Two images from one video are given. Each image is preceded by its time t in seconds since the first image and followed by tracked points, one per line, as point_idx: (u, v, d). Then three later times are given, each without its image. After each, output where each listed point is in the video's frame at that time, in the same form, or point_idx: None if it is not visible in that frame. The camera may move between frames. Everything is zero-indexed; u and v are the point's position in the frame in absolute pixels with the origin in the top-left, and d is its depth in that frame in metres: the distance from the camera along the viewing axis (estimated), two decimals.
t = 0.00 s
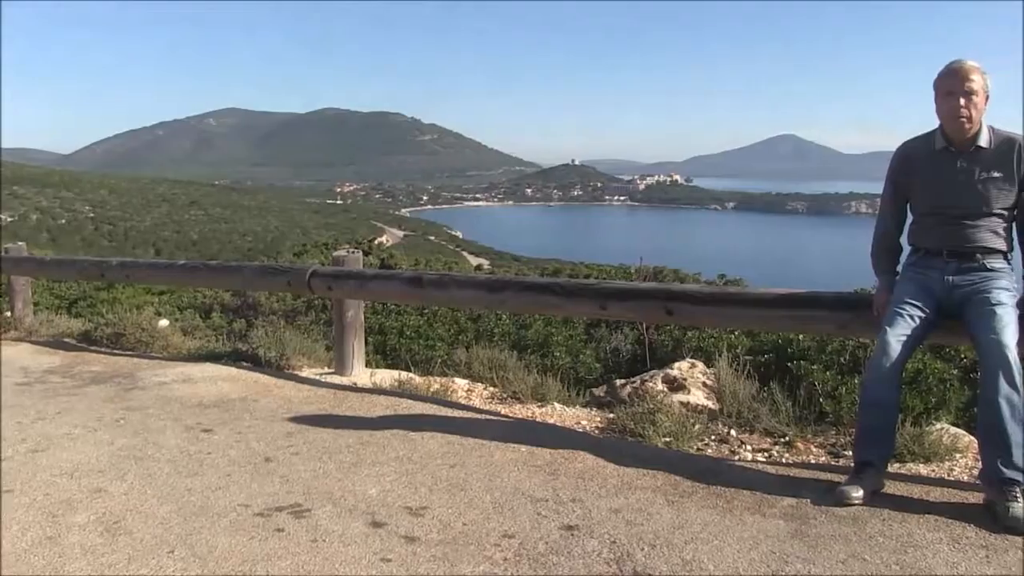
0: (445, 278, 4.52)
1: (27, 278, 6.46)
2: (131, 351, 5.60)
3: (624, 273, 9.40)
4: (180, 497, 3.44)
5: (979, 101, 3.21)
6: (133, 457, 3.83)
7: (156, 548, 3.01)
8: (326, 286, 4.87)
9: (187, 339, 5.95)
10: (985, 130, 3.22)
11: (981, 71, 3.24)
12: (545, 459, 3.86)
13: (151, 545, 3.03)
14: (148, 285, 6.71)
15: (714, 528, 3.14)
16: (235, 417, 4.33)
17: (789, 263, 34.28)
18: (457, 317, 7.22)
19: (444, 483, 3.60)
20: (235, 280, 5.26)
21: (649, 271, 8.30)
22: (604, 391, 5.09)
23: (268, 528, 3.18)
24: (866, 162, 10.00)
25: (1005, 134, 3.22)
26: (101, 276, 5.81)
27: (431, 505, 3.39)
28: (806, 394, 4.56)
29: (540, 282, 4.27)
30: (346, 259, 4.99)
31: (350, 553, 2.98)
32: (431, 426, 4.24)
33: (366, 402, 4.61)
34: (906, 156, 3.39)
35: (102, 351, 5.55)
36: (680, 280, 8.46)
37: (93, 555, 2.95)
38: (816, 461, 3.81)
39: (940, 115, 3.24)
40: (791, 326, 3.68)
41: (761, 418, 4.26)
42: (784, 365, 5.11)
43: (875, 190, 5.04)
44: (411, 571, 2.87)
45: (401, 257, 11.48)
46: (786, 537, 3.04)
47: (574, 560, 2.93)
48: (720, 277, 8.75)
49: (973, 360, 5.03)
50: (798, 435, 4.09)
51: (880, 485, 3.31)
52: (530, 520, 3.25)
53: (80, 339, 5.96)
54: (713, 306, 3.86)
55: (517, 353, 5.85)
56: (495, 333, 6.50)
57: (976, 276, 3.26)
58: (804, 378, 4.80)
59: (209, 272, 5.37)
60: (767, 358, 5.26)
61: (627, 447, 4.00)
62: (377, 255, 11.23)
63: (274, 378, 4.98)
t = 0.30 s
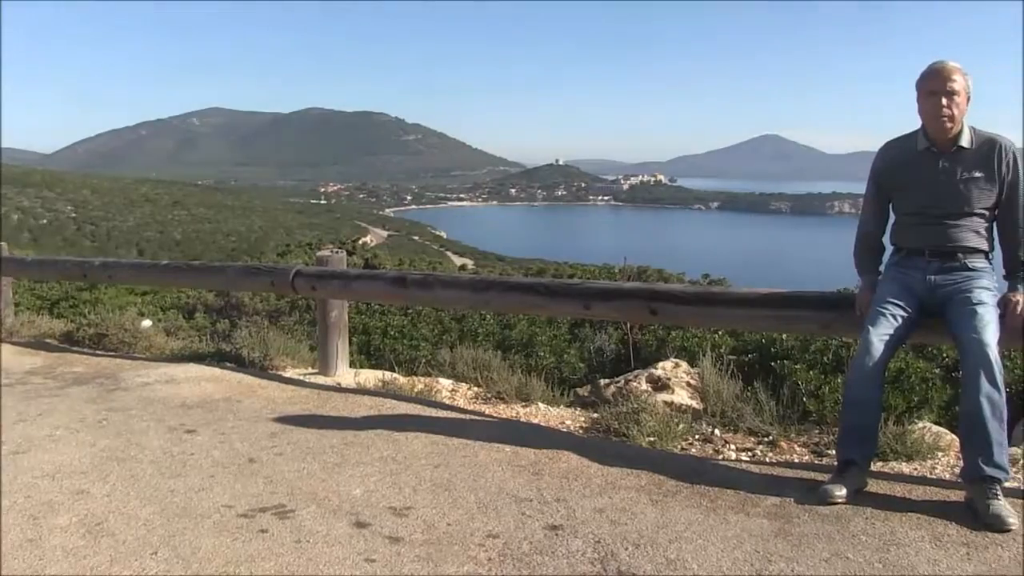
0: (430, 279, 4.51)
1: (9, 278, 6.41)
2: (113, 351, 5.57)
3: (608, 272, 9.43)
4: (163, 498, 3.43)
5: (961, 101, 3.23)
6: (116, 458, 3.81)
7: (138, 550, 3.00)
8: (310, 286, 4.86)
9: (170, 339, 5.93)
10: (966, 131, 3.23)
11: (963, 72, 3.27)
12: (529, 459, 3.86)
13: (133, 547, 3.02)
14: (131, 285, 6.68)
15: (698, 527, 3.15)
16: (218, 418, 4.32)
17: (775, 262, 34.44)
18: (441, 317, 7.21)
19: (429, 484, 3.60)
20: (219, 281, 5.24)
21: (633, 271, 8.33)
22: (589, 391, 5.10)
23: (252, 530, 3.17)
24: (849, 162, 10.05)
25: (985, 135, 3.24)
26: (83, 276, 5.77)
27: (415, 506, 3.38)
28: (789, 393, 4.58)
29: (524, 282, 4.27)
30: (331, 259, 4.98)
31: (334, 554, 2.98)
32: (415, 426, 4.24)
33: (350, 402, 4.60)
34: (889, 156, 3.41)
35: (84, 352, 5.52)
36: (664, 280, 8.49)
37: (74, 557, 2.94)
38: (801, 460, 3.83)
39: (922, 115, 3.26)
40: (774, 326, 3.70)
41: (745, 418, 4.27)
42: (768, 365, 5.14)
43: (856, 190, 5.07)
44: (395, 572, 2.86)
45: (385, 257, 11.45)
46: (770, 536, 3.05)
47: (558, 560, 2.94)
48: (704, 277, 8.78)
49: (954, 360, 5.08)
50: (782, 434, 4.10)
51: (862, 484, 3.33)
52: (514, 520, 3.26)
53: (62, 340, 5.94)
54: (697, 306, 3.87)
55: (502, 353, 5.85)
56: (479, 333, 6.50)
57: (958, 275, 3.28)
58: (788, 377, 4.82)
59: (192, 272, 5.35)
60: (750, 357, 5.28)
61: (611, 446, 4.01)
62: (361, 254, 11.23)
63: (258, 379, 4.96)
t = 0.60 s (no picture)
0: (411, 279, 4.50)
1: None
2: (92, 353, 5.53)
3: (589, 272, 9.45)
4: (142, 501, 3.40)
5: (938, 102, 3.26)
6: (94, 461, 3.77)
7: (117, 553, 2.97)
8: (291, 287, 4.84)
9: (149, 341, 5.89)
10: (942, 132, 3.27)
11: (939, 75, 3.29)
12: (511, 459, 3.86)
13: (112, 550, 3.00)
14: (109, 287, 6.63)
15: (680, 526, 3.16)
16: (198, 420, 4.29)
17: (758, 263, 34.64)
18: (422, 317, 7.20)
19: (410, 485, 3.59)
20: (198, 282, 5.21)
21: (614, 270, 8.36)
22: (570, 391, 5.11)
23: (232, 532, 3.15)
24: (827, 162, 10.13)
25: (962, 135, 3.27)
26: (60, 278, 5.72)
27: (397, 506, 3.38)
28: (769, 392, 4.61)
29: (505, 282, 4.28)
30: (312, 260, 4.97)
31: (315, 556, 2.97)
32: (397, 427, 4.23)
33: (331, 403, 4.59)
34: (867, 156, 3.44)
35: (62, 354, 5.48)
36: (646, 280, 8.52)
37: (51, 562, 2.90)
38: (781, 458, 3.85)
39: (900, 116, 3.29)
40: (753, 325, 3.72)
41: (726, 416, 4.29)
42: (749, 364, 5.18)
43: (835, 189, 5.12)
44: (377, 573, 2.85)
45: (365, 257, 11.44)
46: (751, 534, 3.07)
47: (540, 559, 2.94)
48: (685, 277, 8.83)
49: (932, 358, 5.13)
50: (763, 432, 4.12)
51: (841, 481, 3.37)
52: (496, 520, 3.25)
53: (40, 342, 5.88)
54: (677, 306, 3.88)
55: (484, 353, 5.85)
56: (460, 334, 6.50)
57: (936, 275, 3.32)
58: (768, 376, 4.86)
59: (171, 273, 5.31)
60: (732, 356, 5.31)
61: (593, 446, 4.02)
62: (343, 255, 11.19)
63: (238, 380, 4.93)
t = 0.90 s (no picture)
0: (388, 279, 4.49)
1: None
2: (65, 355, 5.49)
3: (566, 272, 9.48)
4: (117, 504, 3.38)
5: (911, 103, 3.29)
6: (67, 464, 3.74)
7: (91, 557, 2.95)
8: (267, 287, 4.82)
9: (123, 342, 5.85)
10: (916, 132, 3.30)
11: (912, 76, 3.33)
12: (488, 460, 3.87)
13: (85, 554, 2.97)
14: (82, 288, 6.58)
15: (657, 525, 3.17)
16: (173, 421, 4.26)
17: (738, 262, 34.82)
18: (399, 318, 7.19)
19: (387, 486, 3.58)
20: (173, 283, 5.18)
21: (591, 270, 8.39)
22: (548, 391, 5.12)
23: (208, 534, 3.14)
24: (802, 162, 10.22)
25: (935, 136, 3.30)
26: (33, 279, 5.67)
27: (374, 507, 3.37)
28: (746, 391, 4.64)
29: (482, 282, 4.28)
30: (288, 261, 4.95)
31: (292, 557, 2.96)
32: (374, 428, 4.22)
33: (308, 404, 4.57)
34: (842, 157, 3.46)
35: (34, 355, 5.43)
36: (623, 280, 8.56)
37: (23, 566, 2.87)
38: (757, 458, 3.88)
39: (873, 116, 3.32)
40: (729, 325, 3.75)
41: (703, 416, 4.32)
42: (726, 364, 5.21)
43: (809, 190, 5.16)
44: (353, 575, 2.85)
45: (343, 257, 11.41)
46: (727, 533, 3.08)
47: (517, 560, 2.95)
48: (662, 277, 8.87)
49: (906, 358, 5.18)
50: (739, 432, 4.15)
51: (817, 479, 3.39)
52: (473, 521, 3.25)
53: (12, 343, 5.83)
54: (653, 306, 3.90)
55: (461, 353, 5.85)
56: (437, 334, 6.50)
57: (909, 274, 3.35)
58: (745, 375, 4.89)
59: (146, 273, 5.28)
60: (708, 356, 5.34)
61: (570, 446, 4.03)
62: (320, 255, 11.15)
63: (214, 382, 4.91)
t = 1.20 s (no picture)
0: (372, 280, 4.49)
1: None
2: (47, 356, 5.47)
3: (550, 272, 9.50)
4: (99, 506, 3.37)
5: (893, 104, 3.31)
6: (48, 466, 3.72)
7: (72, 559, 2.94)
8: (250, 288, 4.81)
9: (106, 343, 5.83)
10: (898, 133, 3.32)
11: (894, 77, 3.34)
12: (472, 460, 3.87)
13: (67, 556, 2.96)
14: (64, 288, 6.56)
15: (640, 525, 3.18)
16: (156, 422, 4.25)
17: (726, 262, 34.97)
18: (384, 318, 7.19)
19: (370, 486, 3.58)
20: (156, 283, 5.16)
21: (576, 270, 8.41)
22: (531, 391, 5.13)
23: (191, 535, 3.13)
24: (785, 162, 10.27)
25: (917, 136, 3.32)
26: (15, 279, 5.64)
27: (357, 508, 3.37)
28: (729, 391, 4.65)
29: (465, 282, 4.28)
30: (272, 261, 4.93)
31: (276, 558, 2.95)
32: (357, 428, 4.22)
33: (292, 404, 4.56)
34: (824, 157, 3.48)
35: (16, 356, 5.40)
36: (607, 279, 8.58)
37: (4, 569, 2.86)
38: (741, 457, 3.89)
39: (856, 116, 3.33)
40: (712, 324, 3.76)
41: (686, 416, 4.33)
42: (709, 364, 5.22)
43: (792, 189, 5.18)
44: None
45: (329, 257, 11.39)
46: (710, 532, 3.09)
47: (501, 560, 2.95)
48: (647, 277, 8.90)
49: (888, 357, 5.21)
50: (723, 431, 4.16)
51: (800, 478, 3.40)
52: (457, 521, 3.25)
53: None
54: (636, 306, 3.91)
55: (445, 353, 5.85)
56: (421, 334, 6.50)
57: (892, 274, 3.36)
58: (728, 375, 4.90)
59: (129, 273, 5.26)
60: (692, 356, 5.35)
61: (554, 445, 4.03)
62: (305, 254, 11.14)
63: (197, 382, 4.89)
